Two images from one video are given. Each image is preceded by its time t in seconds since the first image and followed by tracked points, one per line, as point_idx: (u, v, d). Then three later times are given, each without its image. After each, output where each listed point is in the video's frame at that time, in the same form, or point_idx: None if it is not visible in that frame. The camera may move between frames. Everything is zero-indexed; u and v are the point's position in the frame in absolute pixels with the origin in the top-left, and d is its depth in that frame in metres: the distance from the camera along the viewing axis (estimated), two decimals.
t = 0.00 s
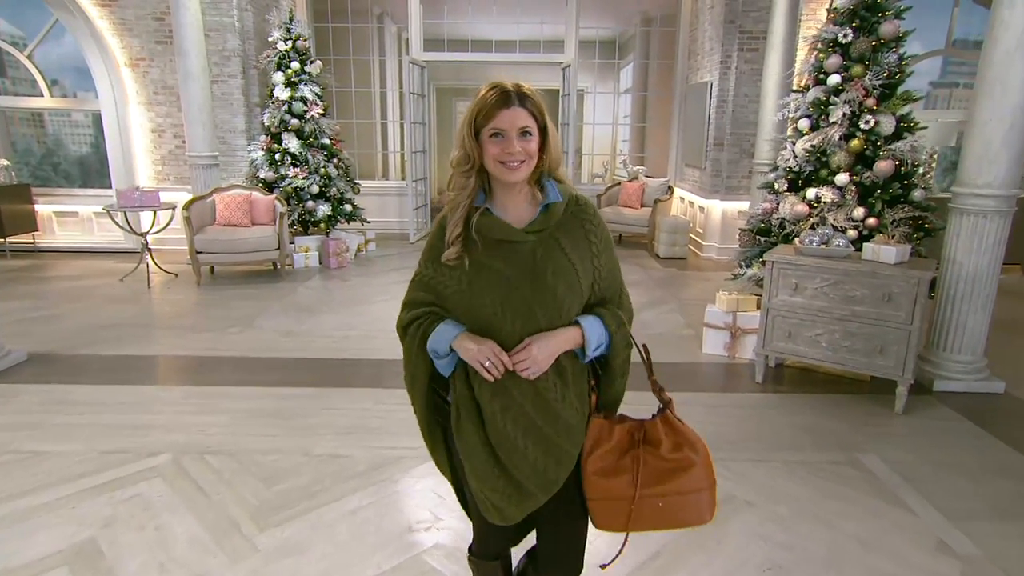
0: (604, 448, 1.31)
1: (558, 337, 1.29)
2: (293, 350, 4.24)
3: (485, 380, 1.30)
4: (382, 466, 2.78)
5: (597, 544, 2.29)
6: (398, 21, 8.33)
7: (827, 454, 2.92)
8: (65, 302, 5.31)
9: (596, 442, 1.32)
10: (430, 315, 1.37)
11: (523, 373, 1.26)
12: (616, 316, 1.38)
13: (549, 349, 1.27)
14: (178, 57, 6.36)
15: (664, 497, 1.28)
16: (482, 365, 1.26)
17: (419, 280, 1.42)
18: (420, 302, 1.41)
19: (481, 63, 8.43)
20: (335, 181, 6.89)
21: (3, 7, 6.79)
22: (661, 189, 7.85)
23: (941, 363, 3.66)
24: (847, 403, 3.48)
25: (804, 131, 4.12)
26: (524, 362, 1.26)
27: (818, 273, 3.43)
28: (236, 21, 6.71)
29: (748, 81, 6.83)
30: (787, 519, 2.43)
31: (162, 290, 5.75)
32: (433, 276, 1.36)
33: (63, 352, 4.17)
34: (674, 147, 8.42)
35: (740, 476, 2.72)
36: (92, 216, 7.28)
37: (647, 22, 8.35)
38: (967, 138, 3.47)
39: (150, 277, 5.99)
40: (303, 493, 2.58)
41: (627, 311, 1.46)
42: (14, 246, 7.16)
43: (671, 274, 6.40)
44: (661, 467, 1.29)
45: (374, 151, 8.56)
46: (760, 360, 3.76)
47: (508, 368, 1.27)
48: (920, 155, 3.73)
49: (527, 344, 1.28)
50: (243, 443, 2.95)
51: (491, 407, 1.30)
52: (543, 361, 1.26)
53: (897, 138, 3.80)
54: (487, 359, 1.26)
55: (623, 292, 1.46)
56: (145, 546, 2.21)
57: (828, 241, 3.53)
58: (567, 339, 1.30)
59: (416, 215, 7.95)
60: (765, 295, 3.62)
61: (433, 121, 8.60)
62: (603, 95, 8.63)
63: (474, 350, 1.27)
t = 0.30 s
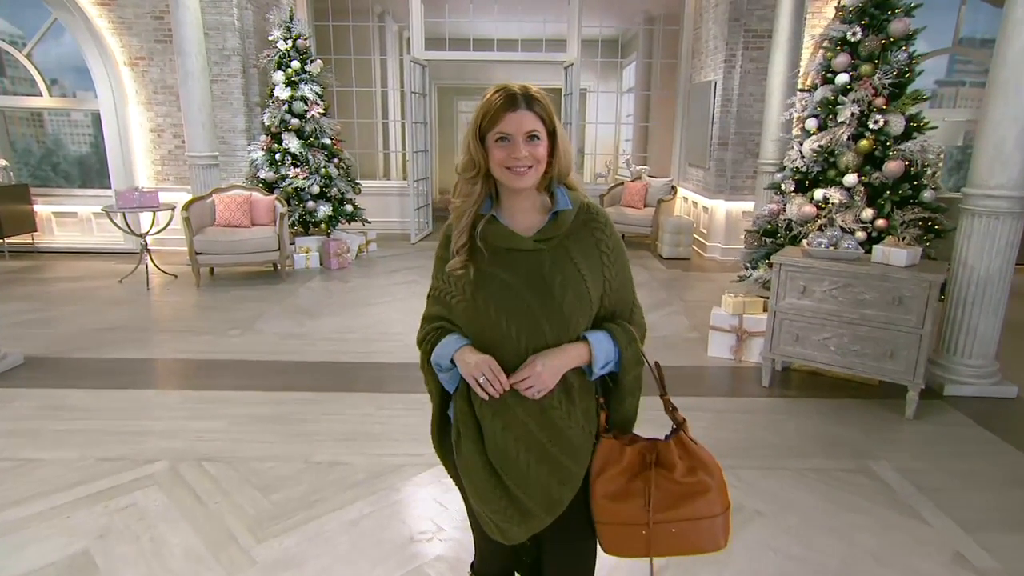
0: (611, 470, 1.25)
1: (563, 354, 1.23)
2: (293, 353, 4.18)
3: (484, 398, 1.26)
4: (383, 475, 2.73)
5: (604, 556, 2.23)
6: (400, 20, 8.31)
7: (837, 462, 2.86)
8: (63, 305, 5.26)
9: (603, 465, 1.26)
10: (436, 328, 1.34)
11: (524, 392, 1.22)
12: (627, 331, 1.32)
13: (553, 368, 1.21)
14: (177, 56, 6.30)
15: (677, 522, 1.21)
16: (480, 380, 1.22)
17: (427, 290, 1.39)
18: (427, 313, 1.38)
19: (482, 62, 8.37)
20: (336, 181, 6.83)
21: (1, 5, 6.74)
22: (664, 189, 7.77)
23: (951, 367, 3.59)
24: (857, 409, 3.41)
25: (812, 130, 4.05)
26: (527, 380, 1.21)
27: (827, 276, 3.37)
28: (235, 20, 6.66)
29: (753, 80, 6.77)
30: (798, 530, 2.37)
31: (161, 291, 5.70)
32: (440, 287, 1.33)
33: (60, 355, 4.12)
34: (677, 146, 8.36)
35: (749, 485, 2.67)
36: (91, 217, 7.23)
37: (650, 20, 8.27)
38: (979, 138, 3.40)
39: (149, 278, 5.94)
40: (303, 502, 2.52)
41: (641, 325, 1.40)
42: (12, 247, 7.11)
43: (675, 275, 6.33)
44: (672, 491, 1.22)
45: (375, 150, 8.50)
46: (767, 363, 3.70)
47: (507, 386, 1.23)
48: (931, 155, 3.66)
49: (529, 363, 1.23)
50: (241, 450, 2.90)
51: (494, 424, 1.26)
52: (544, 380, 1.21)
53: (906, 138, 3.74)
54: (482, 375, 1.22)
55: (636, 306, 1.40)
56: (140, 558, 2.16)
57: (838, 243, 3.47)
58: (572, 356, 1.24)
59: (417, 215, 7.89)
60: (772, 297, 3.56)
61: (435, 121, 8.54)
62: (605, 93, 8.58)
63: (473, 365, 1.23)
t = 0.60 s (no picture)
0: (632, 484, 1.23)
1: (576, 367, 1.19)
2: (293, 356, 4.13)
3: (492, 411, 1.21)
4: (384, 482, 2.68)
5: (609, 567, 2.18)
6: (401, 20, 8.25)
7: (846, 469, 2.81)
8: (61, 307, 5.22)
9: (624, 480, 1.23)
10: (439, 339, 1.29)
11: (538, 408, 1.18)
12: (638, 342, 1.29)
13: (568, 383, 1.18)
14: (177, 56, 6.24)
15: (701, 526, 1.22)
16: (490, 395, 1.17)
17: (428, 300, 1.33)
18: (429, 323, 1.32)
19: (484, 63, 8.31)
20: (336, 182, 6.78)
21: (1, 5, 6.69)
22: (667, 189, 7.70)
23: (961, 371, 3.54)
24: (864, 413, 3.36)
25: (818, 131, 4.00)
26: (541, 396, 1.17)
27: (834, 279, 3.32)
28: (235, 19, 6.62)
29: (756, 80, 6.72)
30: (807, 540, 2.32)
31: (160, 293, 5.65)
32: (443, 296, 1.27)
33: (58, 358, 4.07)
34: (679, 147, 8.30)
35: (756, 493, 2.62)
36: (90, 218, 7.19)
37: (652, 20, 8.22)
38: (989, 139, 3.34)
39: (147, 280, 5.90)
40: (301, 511, 2.47)
41: (650, 334, 1.37)
42: (11, 248, 7.07)
43: (678, 277, 6.28)
44: (694, 495, 1.23)
45: (375, 150, 8.45)
46: (772, 368, 3.65)
47: (519, 402, 1.18)
48: (939, 156, 3.60)
49: (542, 378, 1.19)
50: (239, 456, 2.85)
51: (502, 440, 1.21)
52: (557, 395, 1.17)
53: (914, 139, 3.68)
54: (495, 389, 1.17)
55: (644, 314, 1.36)
56: (134, 570, 2.11)
57: (845, 247, 3.46)
58: (586, 368, 1.21)
59: (418, 216, 7.83)
60: (778, 301, 3.51)
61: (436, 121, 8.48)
62: (608, 94, 8.54)
63: (482, 378, 1.18)
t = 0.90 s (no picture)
0: (645, 487, 1.22)
1: (583, 376, 1.16)
2: (290, 358, 4.09)
3: (495, 423, 1.16)
4: (382, 488, 2.63)
5: None
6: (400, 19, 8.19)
7: (852, 474, 2.76)
8: (57, 308, 5.17)
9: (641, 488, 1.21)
10: (436, 347, 1.23)
11: (547, 420, 1.14)
12: (644, 348, 1.26)
13: (578, 392, 1.14)
14: (175, 56, 6.19)
15: (708, 514, 1.23)
16: (498, 407, 1.12)
17: (425, 307, 1.27)
18: (425, 332, 1.26)
19: (484, 62, 8.27)
20: (335, 182, 6.73)
21: None
22: (669, 190, 7.65)
23: (968, 375, 3.49)
24: (870, 417, 3.31)
25: (822, 131, 3.95)
26: (551, 408, 1.13)
27: (839, 281, 3.27)
28: (233, 18, 6.57)
29: (758, 79, 6.67)
30: (814, 548, 2.27)
31: (158, 294, 5.61)
32: (442, 302, 1.22)
33: (53, 360, 4.03)
34: (680, 146, 8.26)
35: (761, 499, 2.57)
36: (87, 218, 7.14)
37: (653, 19, 8.17)
38: (997, 139, 3.30)
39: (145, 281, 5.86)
40: (297, 517, 2.42)
41: (653, 339, 1.34)
42: (8, 248, 7.03)
43: (680, 278, 6.23)
44: (701, 487, 1.23)
45: (375, 150, 8.40)
46: (776, 371, 3.60)
47: (526, 413, 1.13)
48: (946, 157, 3.55)
49: (551, 387, 1.15)
50: (235, 461, 2.80)
51: (505, 452, 1.17)
52: (569, 404, 1.13)
53: (920, 139, 3.64)
54: (501, 400, 1.11)
55: (647, 319, 1.33)
56: None
57: (851, 248, 3.39)
58: (595, 377, 1.17)
59: (417, 216, 7.78)
60: (782, 303, 3.46)
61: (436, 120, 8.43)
62: (609, 93, 8.50)
63: (488, 389, 1.13)
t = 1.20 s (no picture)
0: (649, 493, 1.18)
1: (585, 383, 1.11)
2: (287, 360, 4.04)
3: (494, 432, 1.12)
4: (378, 493, 2.58)
5: None
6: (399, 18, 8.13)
7: (857, 479, 2.72)
8: (51, 309, 5.12)
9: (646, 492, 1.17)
10: (431, 356, 1.19)
11: (550, 429, 1.09)
12: (647, 352, 1.22)
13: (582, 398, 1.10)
14: (171, 55, 6.14)
15: (702, 509, 1.23)
16: (498, 416, 1.08)
17: (419, 312, 1.22)
18: (420, 339, 1.21)
19: (483, 62, 8.21)
20: (333, 182, 6.69)
21: None
22: (669, 190, 7.59)
23: (973, 377, 3.45)
24: (874, 420, 3.27)
25: (825, 130, 3.91)
26: (554, 416, 1.08)
27: (843, 281, 3.23)
28: (231, 17, 6.53)
29: (759, 78, 6.62)
30: (819, 554, 2.23)
31: (154, 295, 5.56)
32: (439, 308, 1.17)
33: (46, 362, 3.98)
34: (681, 146, 8.22)
35: (764, 504, 2.53)
36: (83, 218, 7.09)
37: (653, 18, 8.13)
38: (1002, 138, 3.25)
39: (141, 281, 5.81)
40: (292, 524, 2.37)
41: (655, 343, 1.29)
42: (4, 248, 6.98)
43: (680, 278, 6.19)
44: (697, 485, 1.22)
45: (373, 149, 8.36)
46: (779, 373, 3.55)
47: (528, 422, 1.09)
48: (950, 156, 3.52)
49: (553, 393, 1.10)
50: (229, 465, 2.75)
51: (504, 462, 1.12)
52: (573, 412, 1.09)
53: (924, 138, 3.60)
54: (502, 408, 1.07)
55: (649, 322, 1.29)
56: None
57: (854, 248, 3.33)
58: (598, 383, 1.13)
59: (416, 216, 7.73)
60: (784, 304, 3.41)
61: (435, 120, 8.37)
62: (609, 93, 8.45)
63: (487, 397, 1.08)
